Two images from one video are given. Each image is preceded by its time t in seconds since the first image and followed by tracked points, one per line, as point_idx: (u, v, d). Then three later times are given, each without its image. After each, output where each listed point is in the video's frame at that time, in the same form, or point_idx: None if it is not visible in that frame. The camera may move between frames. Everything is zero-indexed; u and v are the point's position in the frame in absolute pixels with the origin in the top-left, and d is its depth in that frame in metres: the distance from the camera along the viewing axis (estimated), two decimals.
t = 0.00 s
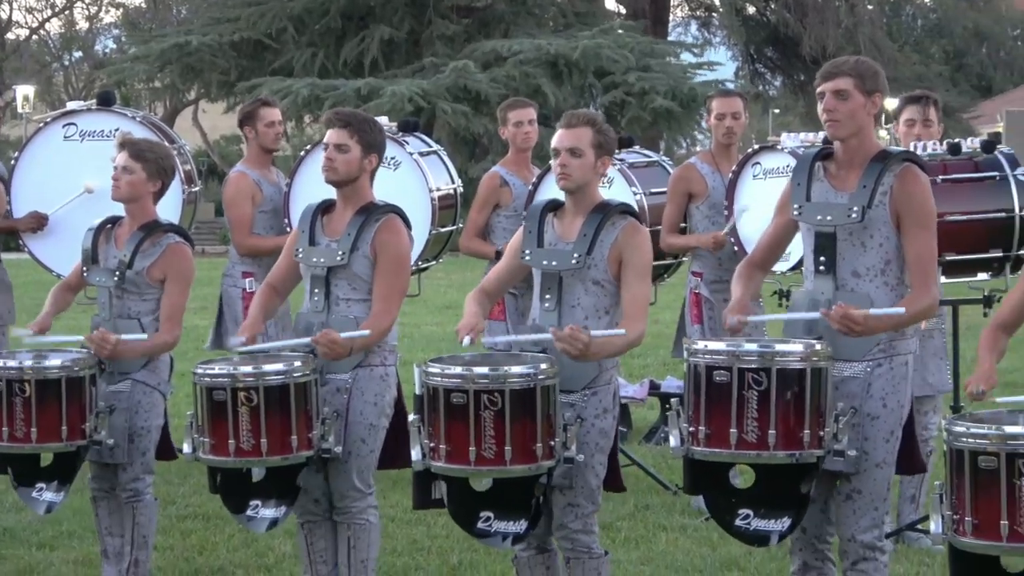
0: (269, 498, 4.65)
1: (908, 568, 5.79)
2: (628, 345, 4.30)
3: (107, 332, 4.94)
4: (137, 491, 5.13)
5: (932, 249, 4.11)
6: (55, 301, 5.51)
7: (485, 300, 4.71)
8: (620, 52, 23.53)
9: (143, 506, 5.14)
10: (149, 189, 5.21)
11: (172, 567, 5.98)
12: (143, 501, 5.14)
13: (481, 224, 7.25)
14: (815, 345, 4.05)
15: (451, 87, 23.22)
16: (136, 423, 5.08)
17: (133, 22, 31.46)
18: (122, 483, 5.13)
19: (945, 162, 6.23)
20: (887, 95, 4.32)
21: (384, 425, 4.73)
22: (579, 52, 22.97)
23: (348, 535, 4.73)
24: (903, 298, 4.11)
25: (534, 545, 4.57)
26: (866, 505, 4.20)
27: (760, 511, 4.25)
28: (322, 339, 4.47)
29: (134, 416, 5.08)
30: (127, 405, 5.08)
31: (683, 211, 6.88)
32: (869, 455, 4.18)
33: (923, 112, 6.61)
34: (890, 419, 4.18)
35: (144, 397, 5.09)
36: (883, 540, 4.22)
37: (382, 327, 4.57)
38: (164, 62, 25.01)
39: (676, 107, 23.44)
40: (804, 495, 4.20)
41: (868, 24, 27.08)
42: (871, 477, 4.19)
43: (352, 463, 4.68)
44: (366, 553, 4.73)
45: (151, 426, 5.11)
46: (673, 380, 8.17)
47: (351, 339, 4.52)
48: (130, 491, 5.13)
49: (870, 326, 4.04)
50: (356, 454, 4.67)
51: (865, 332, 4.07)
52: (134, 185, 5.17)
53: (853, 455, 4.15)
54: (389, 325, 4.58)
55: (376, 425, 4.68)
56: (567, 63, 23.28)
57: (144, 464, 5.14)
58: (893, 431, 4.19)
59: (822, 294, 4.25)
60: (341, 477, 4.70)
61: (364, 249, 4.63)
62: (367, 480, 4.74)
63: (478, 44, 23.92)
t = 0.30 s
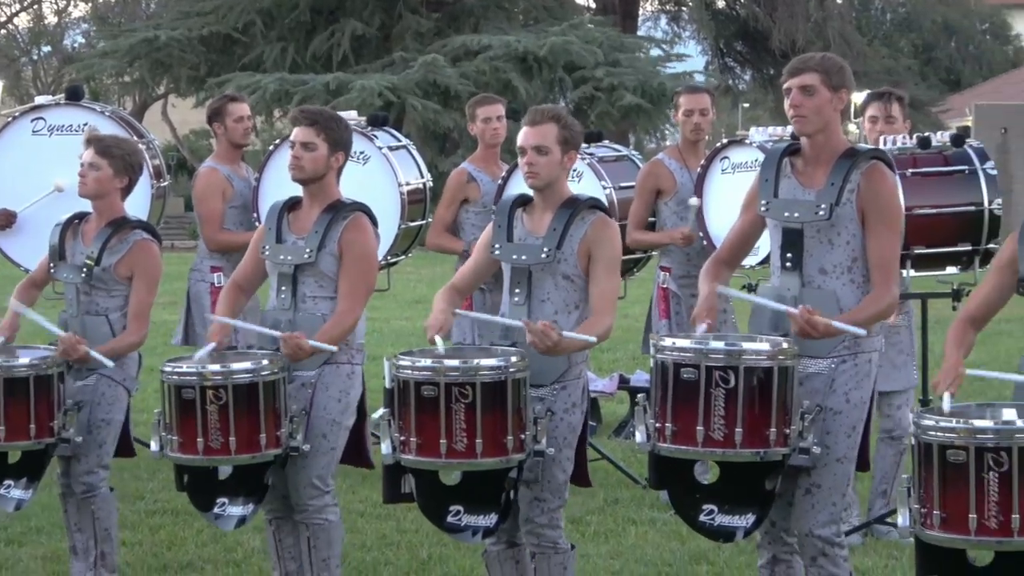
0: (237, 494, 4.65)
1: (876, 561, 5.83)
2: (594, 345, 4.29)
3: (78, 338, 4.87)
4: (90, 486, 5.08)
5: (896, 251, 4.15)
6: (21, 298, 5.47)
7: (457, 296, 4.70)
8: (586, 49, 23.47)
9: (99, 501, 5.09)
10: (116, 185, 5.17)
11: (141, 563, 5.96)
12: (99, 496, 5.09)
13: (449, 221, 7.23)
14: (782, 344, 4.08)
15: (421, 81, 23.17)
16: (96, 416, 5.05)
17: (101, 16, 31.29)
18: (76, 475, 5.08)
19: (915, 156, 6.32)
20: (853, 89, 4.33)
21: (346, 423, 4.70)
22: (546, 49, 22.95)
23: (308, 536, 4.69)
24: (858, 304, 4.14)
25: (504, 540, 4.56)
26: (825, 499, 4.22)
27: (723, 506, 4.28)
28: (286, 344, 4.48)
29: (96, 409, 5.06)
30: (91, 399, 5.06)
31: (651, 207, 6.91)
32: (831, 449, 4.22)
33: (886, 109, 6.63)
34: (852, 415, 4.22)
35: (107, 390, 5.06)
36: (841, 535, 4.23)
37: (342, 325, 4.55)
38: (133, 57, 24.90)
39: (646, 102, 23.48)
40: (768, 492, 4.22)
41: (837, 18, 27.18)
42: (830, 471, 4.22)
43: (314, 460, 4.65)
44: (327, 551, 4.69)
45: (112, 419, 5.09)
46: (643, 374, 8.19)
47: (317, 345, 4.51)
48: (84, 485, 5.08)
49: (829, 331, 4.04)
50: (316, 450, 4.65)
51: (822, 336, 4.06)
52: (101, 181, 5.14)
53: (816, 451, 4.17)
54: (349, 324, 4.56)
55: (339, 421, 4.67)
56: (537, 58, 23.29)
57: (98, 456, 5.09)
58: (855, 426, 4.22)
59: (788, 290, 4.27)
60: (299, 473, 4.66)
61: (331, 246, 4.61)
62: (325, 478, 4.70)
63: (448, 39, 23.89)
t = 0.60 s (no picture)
0: (212, 489, 4.62)
1: (847, 554, 5.86)
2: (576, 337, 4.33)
3: (49, 333, 4.89)
4: (73, 483, 5.06)
5: (874, 242, 4.14)
6: None
7: (436, 289, 4.68)
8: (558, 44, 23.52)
9: (80, 497, 5.08)
10: (89, 180, 5.14)
11: (111, 558, 5.94)
12: (81, 493, 5.08)
13: (423, 214, 7.24)
14: (754, 334, 4.08)
15: (390, 76, 23.16)
16: (75, 414, 5.01)
17: (71, 11, 31.13)
18: (58, 474, 5.06)
19: (885, 150, 6.34)
20: (827, 81, 4.34)
21: (326, 415, 4.68)
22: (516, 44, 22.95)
23: (289, 526, 4.67)
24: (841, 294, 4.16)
25: (475, 534, 4.55)
26: (808, 492, 4.21)
27: (702, 500, 4.25)
28: (268, 334, 4.45)
29: (73, 407, 5.01)
30: (66, 396, 5.01)
31: (623, 200, 6.92)
32: (811, 443, 4.19)
33: (854, 101, 6.67)
34: (831, 408, 4.20)
35: (84, 388, 5.02)
36: (823, 527, 4.22)
37: (325, 316, 4.57)
38: (102, 52, 24.81)
39: (616, 98, 23.50)
40: (744, 483, 4.24)
41: (807, 13, 27.29)
42: (813, 465, 4.20)
43: (297, 452, 4.64)
44: (307, 544, 4.68)
45: (90, 417, 5.05)
46: (614, 368, 8.21)
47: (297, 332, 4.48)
48: (67, 482, 5.06)
49: (812, 316, 4.07)
50: (298, 444, 4.63)
51: (805, 326, 4.09)
52: (75, 176, 5.10)
53: (793, 443, 4.17)
54: (332, 316, 4.58)
55: (320, 414, 4.64)
56: (506, 53, 23.29)
57: (81, 455, 5.08)
58: (834, 419, 4.21)
59: (763, 284, 4.26)
60: (283, 465, 4.64)
61: (304, 239, 4.59)
62: (309, 469, 4.69)
63: (419, 34, 23.86)
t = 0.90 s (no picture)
0: (190, 487, 4.58)
1: (822, 548, 5.88)
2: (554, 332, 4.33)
3: (33, 326, 4.83)
4: (49, 478, 5.04)
5: (853, 234, 4.16)
6: None
7: (411, 282, 4.66)
8: (532, 38, 23.50)
9: (57, 493, 5.04)
10: (66, 174, 5.10)
11: (85, 554, 5.91)
12: (58, 488, 5.05)
13: (395, 208, 7.22)
14: (730, 327, 4.08)
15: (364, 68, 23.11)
16: (51, 410, 4.97)
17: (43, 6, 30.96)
18: (36, 470, 5.03)
19: (858, 144, 6.39)
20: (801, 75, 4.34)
21: (304, 410, 4.67)
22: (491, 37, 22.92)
23: (268, 519, 4.67)
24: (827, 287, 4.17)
25: (451, 529, 4.54)
26: (783, 486, 4.22)
27: (677, 493, 4.25)
28: (252, 326, 4.42)
29: (49, 403, 4.97)
30: (42, 392, 4.97)
31: (598, 195, 6.91)
32: (787, 437, 4.20)
33: (822, 97, 6.66)
34: (806, 402, 4.20)
35: (59, 383, 4.99)
36: (799, 521, 4.23)
37: (311, 314, 4.55)
38: (76, 47, 24.69)
39: (590, 93, 23.49)
40: (720, 476, 4.25)
41: (781, 7, 27.35)
42: (788, 459, 4.21)
43: (275, 449, 4.63)
44: (285, 537, 4.68)
45: (66, 412, 5.01)
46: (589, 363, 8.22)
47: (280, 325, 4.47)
48: (44, 478, 5.04)
49: (798, 307, 4.06)
50: (276, 441, 4.62)
51: (791, 317, 4.09)
52: (51, 170, 5.07)
53: (769, 436, 4.18)
54: (317, 313, 4.56)
55: (297, 409, 4.63)
56: (480, 47, 23.28)
57: (58, 450, 5.04)
58: (810, 413, 4.21)
59: (738, 277, 4.25)
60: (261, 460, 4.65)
61: (280, 236, 4.57)
62: (288, 463, 4.69)
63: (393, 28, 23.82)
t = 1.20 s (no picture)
0: (161, 478, 4.62)
1: (798, 542, 5.91)
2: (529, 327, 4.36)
3: (16, 317, 4.79)
4: (24, 473, 5.03)
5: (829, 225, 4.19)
6: None
7: (384, 276, 4.66)
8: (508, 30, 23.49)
9: (31, 487, 5.04)
10: (40, 169, 5.08)
11: (61, 549, 5.90)
12: (31, 482, 5.05)
13: (373, 203, 7.24)
14: (702, 320, 4.10)
15: (340, 62, 23.05)
16: (24, 403, 4.96)
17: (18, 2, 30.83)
18: (8, 464, 5.01)
19: (834, 139, 6.41)
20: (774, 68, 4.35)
21: (273, 403, 4.65)
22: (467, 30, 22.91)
23: (237, 514, 4.64)
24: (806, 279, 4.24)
25: (428, 522, 4.56)
26: (754, 480, 4.23)
27: (647, 485, 4.28)
28: (240, 308, 4.41)
29: (22, 396, 4.96)
30: (16, 385, 4.95)
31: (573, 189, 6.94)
32: (757, 430, 4.21)
33: (796, 91, 6.70)
34: (777, 395, 4.22)
35: (33, 376, 4.97)
36: (770, 514, 4.24)
37: (301, 300, 4.58)
38: (52, 41, 24.60)
39: (567, 86, 23.47)
40: (691, 469, 4.27)
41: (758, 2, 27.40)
42: (759, 452, 4.22)
43: (244, 441, 4.60)
44: (255, 533, 4.65)
45: (39, 406, 5.00)
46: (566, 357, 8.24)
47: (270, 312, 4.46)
48: (18, 472, 5.02)
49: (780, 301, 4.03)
50: (245, 433, 4.60)
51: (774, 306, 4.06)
52: (24, 165, 5.05)
53: (740, 429, 4.17)
54: (305, 298, 4.59)
55: (266, 403, 4.61)
56: (456, 40, 23.29)
57: (31, 444, 5.04)
58: (780, 406, 4.23)
59: (710, 270, 4.27)
60: (229, 455, 4.62)
61: (254, 229, 4.57)
62: (256, 459, 4.65)
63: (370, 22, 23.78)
